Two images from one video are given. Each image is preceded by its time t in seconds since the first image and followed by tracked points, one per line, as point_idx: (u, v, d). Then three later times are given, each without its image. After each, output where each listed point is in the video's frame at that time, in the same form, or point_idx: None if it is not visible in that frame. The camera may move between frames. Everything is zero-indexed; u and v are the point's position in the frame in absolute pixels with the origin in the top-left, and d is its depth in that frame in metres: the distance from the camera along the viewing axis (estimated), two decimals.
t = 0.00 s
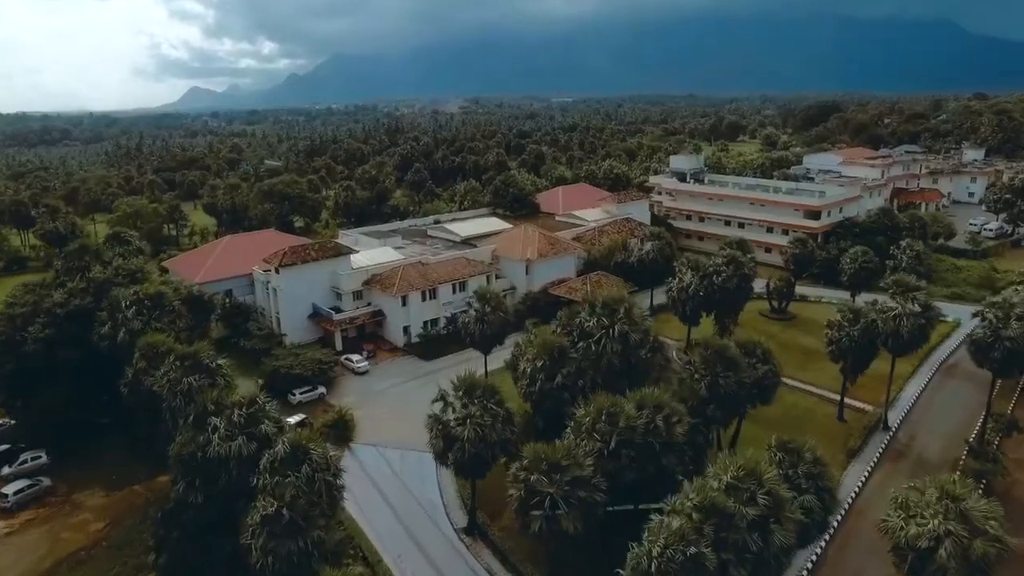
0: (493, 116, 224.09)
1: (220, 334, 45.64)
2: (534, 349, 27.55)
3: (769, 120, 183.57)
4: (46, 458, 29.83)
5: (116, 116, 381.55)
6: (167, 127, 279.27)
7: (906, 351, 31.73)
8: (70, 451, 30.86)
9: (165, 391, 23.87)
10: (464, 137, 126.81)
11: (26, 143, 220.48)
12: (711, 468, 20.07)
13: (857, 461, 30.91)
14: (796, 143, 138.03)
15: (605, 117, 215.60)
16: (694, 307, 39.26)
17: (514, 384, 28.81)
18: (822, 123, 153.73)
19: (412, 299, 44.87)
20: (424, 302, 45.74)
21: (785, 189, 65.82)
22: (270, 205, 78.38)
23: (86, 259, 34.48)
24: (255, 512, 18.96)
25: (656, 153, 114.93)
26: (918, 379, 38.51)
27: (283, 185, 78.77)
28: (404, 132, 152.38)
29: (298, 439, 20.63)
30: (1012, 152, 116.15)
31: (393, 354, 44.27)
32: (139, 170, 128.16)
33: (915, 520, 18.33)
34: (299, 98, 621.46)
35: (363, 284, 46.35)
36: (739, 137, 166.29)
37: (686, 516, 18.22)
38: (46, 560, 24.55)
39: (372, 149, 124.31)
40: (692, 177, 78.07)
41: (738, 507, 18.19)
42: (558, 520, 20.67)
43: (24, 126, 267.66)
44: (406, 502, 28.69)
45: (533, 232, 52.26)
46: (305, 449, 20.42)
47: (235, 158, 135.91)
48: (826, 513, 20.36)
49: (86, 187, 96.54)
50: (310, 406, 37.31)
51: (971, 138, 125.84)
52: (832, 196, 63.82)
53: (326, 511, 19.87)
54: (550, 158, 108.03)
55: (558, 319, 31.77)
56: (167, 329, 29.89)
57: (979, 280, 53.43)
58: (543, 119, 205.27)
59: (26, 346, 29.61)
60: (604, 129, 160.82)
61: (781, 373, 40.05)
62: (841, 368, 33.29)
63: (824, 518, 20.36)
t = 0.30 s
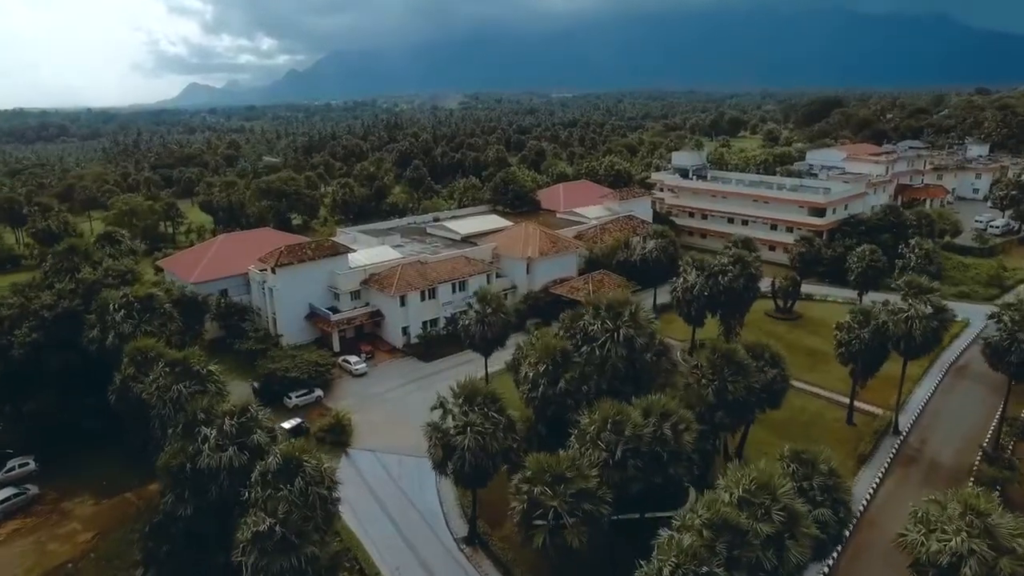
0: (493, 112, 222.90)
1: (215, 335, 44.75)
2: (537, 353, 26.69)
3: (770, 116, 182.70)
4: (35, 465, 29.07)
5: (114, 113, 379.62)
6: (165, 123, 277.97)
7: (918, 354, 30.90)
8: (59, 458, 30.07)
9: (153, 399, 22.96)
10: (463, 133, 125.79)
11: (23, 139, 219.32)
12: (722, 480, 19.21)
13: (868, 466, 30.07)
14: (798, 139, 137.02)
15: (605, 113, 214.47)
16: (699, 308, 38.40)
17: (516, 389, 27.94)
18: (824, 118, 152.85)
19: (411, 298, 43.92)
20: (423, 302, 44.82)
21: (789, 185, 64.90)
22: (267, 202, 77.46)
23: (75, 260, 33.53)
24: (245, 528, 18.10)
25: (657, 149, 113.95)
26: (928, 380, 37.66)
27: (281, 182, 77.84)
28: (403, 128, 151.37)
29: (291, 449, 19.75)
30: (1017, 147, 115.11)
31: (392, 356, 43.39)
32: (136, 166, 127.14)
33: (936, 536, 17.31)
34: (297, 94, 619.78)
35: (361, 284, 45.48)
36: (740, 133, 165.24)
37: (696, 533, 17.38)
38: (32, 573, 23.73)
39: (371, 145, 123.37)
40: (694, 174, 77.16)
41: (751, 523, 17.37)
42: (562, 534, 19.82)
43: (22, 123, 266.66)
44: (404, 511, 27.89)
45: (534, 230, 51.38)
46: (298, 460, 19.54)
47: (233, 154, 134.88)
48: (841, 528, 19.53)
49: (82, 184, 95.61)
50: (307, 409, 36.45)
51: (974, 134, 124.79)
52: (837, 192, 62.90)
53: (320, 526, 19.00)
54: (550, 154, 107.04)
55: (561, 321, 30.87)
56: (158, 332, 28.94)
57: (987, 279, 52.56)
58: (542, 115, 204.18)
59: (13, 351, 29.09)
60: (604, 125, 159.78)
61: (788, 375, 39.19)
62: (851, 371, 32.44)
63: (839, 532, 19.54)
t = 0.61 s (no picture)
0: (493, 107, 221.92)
1: (209, 336, 43.78)
2: (539, 358, 25.73)
3: (771, 111, 181.62)
4: (19, 473, 28.01)
5: (112, 108, 380.32)
6: (163, 118, 276.70)
7: (932, 358, 29.93)
8: (45, 466, 29.05)
9: (138, 409, 21.92)
10: (462, 129, 124.72)
11: (20, 135, 217.98)
12: (736, 497, 18.23)
13: (880, 473, 29.12)
14: (801, 135, 135.97)
15: (606, 108, 213.37)
16: (705, 308, 37.45)
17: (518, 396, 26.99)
18: (826, 113, 151.70)
19: (409, 299, 42.93)
20: (422, 302, 43.80)
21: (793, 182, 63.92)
22: (264, 199, 76.45)
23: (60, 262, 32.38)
24: (232, 549, 17.12)
25: (658, 145, 112.90)
26: (939, 382, 36.72)
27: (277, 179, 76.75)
28: (402, 124, 150.17)
29: (281, 464, 18.76)
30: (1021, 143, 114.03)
31: (389, 357, 42.43)
32: (132, 162, 125.98)
33: (963, 558, 16.38)
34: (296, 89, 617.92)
35: (358, 283, 44.47)
36: (741, 128, 164.27)
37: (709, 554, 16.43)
38: None
39: (369, 141, 122.25)
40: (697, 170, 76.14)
41: (767, 544, 16.42)
42: (565, 553, 18.85)
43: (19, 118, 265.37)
44: (402, 521, 26.97)
45: (534, 228, 50.37)
46: (289, 476, 18.54)
47: (230, 150, 133.76)
48: (860, 546, 18.60)
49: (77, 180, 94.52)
50: (302, 414, 35.50)
51: (978, 130, 123.70)
52: (842, 189, 61.95)
53: (312, 545, 17.99)
54: (550, 150, 105.92)
55: (563, 324, 29.89)
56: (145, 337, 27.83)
57: (996, 278, 51.57)
58: (542, 110, 202.93)
59: None
60: (604, 120, 158.64)
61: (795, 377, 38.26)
62: (862, 375, 31.60)
63: (857, 551, 18.60)
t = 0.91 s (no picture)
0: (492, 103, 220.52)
1: (204, 337, 42.84)
2: (542, 364, 24.89)
3: (773, 107, 180.61)
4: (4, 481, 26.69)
5: (110, 104, 378.39)
6: (161, 114, 275.20)
7: (946, 362, 29.09)
8: (31, 473, 27.73)
9: (125, 418, 21.02)
10: (462, 125, 123.62)
11: (18, 131, 217.20)
12: (750, 513, 17.38)
13: (893, 481, 28.31)
14: (802, 131, 135.01)
15: (605, 103, 212.16)
16: (711, 309, 36.60)
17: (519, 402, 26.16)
18: (828, 109, 150.61)
19: (408, 299, 42.07)
20: (421, 302, 42.92)
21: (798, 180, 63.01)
22: (261, 196, 75.51)
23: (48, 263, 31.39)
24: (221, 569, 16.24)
25: (659, 141, 111.89)
26: (950, 385, 35.91)
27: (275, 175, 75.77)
28: (401, 119, 149.13)
29: (274, 478, 17.90)
30: None
31: (387, 359, 41.58)
32: (129, 158, 124.82)
33: None
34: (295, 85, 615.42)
35: (355, 283, 43.59)
36: (743, 124, 163.15)
37: None
38: None
39: (368, 137, 121.17)
40: (700, 167, 75.24)
41: (785, 565, 15.58)
42: (572, 570, 18.00)
43: (16, 114, 263.97)
44: (399, 530, 26.16)
45: (536, 227, 49.52)
46: (282, 490, 17.66)
47: (228, 146, 132.64)
48: (880, 564, 17.79)
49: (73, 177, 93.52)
50: (298, 418, 34.66)
51: (982, 125, 122.69)
52: (848, 187, 61.06)
53: (305, 564, 17.10)
54: (551, 146, 104.90)
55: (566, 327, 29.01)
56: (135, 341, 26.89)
57: (1005, 277, 50.71)
58: (542, 106, 201.86)
59: None
60: (605, 116, 157.61)
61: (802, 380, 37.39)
62: (872, 379, 30.70)
63: (877, 569, 17.79)
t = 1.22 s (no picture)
0: (491, 98, 219.02)
1: (198, 338, 41.90)
2: (545, 371, 23.98)
3: (774, 102, 179.51)
4: None
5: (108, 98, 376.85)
6: (159, 109, 273.70)
7: (962, 367, 28.19)
8: (16, 481, 26.77)
9: (110, 430, 20.07)
10: (462, 120, 122.53)
11: (16, 126, 215.78)
12: (766, 533, 16.50)
13: (907, 489, 27.44)
14: (805, 126, 133.98)
15: (606, 98, 210.87)
16: (717, 311, 35.69)
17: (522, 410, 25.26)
18: (831, 105, 149.44)
19: (406, 299, 41.14)
20: (420, 303, 42.00)
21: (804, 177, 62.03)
22: (258, 193, 74.48)
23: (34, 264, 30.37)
24: None
25: (661, 137, 110.82)
26: (962, 389, 35.02)
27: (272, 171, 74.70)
28: (400, 114, 148.01)
29: (264, 496, 16.95)
30: None
31: (386, 361, 40.62)
32: (126, 154, 123.61)
33: None
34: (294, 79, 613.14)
35: (353, 283, 42.64)
36: (744, 119, 162.00)
37: None
38: None
39: (367, 132, 120.06)
40: (703, 163, 74.30)
41: None
42: None
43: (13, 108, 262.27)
44: (397, 542, 25.31)
45: (537, 225, 48.58)
46: (272, 509, 16.72)
47: (226, 141, 131.48)
48: None
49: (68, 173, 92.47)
50: (294, 423, 33.77)
51: (986, 121, 121.67)
52: (854, 183, 60.11)
53: None
54: (551, 142, 103.81)
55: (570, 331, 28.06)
56: (123, 346, 25.89)
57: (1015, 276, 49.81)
58: (542, 101, 200.47)
59: None
60: (605, 111, 156.37)
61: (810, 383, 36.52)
62: (885, 384, 29.71)
63: None
